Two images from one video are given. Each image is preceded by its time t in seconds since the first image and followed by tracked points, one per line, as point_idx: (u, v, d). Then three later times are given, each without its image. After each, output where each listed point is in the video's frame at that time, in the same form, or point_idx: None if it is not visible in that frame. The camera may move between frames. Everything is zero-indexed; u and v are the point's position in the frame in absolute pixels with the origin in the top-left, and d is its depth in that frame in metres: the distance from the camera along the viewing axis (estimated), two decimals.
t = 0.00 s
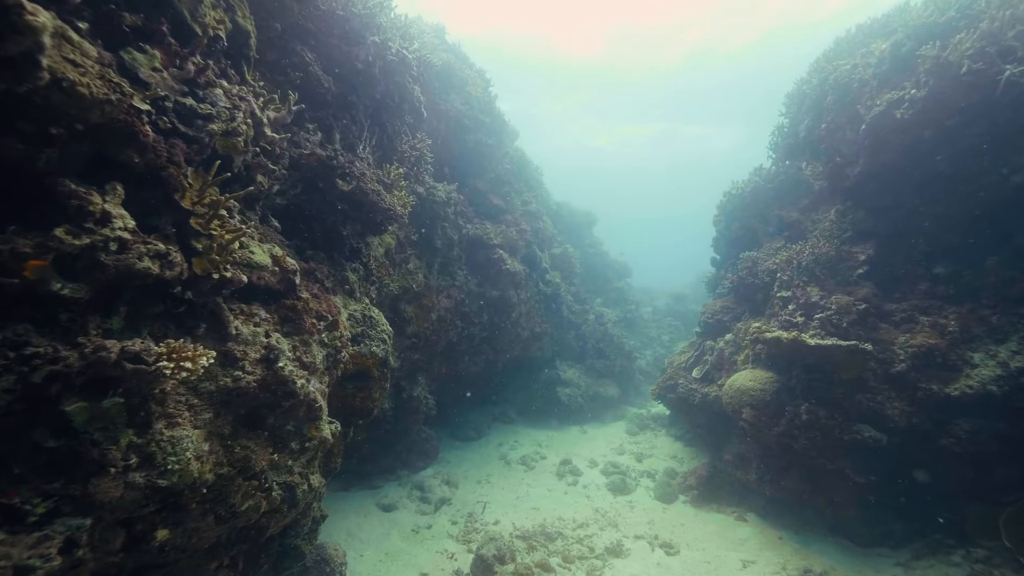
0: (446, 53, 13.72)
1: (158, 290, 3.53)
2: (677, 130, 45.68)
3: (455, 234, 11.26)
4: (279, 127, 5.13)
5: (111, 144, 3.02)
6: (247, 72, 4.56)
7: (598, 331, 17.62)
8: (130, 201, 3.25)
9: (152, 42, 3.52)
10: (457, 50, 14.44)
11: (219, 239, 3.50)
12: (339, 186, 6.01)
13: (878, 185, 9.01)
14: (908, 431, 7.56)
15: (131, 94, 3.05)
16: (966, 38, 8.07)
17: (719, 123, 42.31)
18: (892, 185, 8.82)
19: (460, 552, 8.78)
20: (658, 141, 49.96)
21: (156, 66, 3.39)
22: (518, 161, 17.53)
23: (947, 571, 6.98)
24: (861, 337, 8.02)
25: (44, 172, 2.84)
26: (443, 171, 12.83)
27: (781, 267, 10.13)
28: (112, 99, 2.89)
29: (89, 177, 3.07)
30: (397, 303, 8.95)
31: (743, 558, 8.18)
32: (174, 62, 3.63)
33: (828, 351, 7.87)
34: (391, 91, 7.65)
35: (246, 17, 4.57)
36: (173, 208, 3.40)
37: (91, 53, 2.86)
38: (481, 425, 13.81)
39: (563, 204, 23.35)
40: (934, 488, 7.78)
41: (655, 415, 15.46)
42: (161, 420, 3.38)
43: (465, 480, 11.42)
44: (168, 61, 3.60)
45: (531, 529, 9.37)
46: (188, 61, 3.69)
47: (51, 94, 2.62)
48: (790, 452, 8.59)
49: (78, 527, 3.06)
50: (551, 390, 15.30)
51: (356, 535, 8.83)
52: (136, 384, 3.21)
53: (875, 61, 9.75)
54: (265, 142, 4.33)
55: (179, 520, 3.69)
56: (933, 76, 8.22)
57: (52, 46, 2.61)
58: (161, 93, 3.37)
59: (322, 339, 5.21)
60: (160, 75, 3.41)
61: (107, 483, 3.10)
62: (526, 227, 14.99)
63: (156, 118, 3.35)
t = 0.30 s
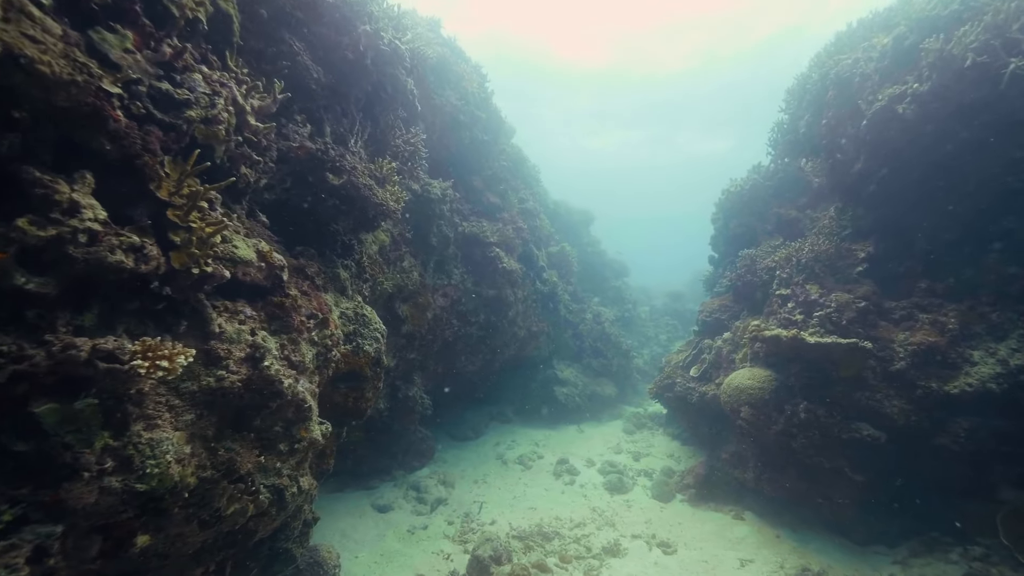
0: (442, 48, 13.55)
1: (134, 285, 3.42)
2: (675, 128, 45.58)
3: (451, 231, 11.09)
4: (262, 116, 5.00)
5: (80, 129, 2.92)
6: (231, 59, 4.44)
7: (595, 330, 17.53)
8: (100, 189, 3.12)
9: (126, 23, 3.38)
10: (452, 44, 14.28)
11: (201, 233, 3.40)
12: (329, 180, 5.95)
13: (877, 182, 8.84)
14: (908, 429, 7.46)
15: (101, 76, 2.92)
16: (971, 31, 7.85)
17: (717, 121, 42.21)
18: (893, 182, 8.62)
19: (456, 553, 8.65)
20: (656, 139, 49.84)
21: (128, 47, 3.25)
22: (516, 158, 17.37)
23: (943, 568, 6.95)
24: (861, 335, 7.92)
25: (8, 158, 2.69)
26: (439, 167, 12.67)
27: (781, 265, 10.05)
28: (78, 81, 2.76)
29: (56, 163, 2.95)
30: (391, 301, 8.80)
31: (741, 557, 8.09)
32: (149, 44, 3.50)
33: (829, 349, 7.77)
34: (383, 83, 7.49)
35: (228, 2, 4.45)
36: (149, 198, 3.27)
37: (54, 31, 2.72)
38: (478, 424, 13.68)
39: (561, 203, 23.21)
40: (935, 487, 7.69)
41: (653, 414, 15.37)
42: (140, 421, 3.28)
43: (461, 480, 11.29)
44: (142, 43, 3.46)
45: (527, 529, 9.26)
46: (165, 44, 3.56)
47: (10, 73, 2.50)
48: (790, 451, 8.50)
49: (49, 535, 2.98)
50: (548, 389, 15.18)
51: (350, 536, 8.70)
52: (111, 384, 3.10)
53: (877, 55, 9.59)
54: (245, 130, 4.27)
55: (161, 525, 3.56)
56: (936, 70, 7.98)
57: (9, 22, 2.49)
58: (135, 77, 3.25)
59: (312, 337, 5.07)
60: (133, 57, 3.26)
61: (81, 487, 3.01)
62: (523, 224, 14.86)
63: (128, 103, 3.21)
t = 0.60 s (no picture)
0: (433, 39, 13.33)
1: (104, 279, 3.25)
2: (669, 124, 45.52)
3: (443, 226, 10.88)
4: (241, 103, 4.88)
5: (39, 111, 2.78)
6: (208, 42, 4.26)
7: (590, 326, 17.47)
8: (62, 176, 2.98)
9: None
10: (444, 36, 14.07)
11: (174, 225, 3.26)
12: (316, 171, 5.81)
13: (873, 175, 8.72)
14: (904, 424, 7.41)
15: (61, 54, 2.78)
16: (970, 21, 7.76)
17: (712, 117, 42.21)
18: (890, 175, 8.54)
19: (450, 552, 8.52)
20: (651, 135, 49.76)
21: (92, 24, 3.06)
22: (509, 153, 17.18)
23: (938, 561, 6.91)
24: (857, 329, 7.86)
25: None
26: (430, 161, 12.50)
27: (777, 259, 9.98)
28: (34, 58, 2.63)
29: (14, 147, 2.81)
30: (383, 297, 8.62)
31: (736, 552, 8.03)
32: (115, 21, 3.33)
33: (825, 343, 7.71)
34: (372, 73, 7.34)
35: None
36: (119, 186, 3.13)
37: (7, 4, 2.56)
38: (472, 422, 13.55)
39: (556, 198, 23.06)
40: (930, 481, 7.66)
41: (647, 409, 15.33)
42: (114, 423, 3.12)
43: (455, 478, 11.17)
44: (107, 20, 3.29)
45: (522, 526, 9.17)
46: (132, 21, 3.39)
47: None
48: (785, 446, 8.45)
49: (13, 545, 2.80)
50: (543, 386, 15.08)
51: (342, 536, 8.56)
52: (80, 385, 2.95)
53: (875, 46, 9.47)
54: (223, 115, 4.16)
55: (137, 532, 3.40)
56: (934, 60, 7.89)
57: None
58: (100, 56, 3.08)
59: (298, 334, 4.93)
60: (98, 35, 3.08)
61: (48, 494, 2.85)
62: (517, 219, 14.71)
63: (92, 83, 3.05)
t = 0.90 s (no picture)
0: (422, 28, 13.05)
1: (69, 274, 3.11)
2: (661, 116, 45.40)
3: (433, 220, 10.62)
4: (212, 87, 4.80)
5: None
6: (178, 22, 4.11)
7: (583, 320, 17.40)
8: (18, 158, 2.88)
9: None
10: (433, 25, 13.81)
11: (146, 217, 3.17)
12: (300, 163, 5.70)
13: (867, 164, 8.61)
14: (899, 415, 7.39)
15: (13, 33, 2.65)
16: (968, 4, 7.48)
17: (704, 109, 42.12)
18: (883, 164, 8.42)
19: (444, 550, 8.40)
20: (643, 128, 49.62)
21: None
22: (500, 146, 16.96)
23: (932, 551, 6.91)
24: (853, 319, 7.82)
25: None
26: (421, 153, 12.29)
27: (772, 250, 9.93)
28: None
29: None
30: (373, 293, 8.45)
31: (732, 545, 7.99)
32: None
33: (820, 334, 7.66)
34: (355, 60, 7.20)
35: None
36: (81, 176, 3.01)
37: None
38: (466, 418, 13.43)
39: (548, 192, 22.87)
40: (924, 471, 7.65)
41: (641, 403, 15.29)
42: (83, 427, 2.96)
43: (449, 474, 11.05)
44: None
45: (517, 523, 9.08)
46: None
47: None
48: (780, 438, 8.42)
49: None
50: (537, 381, 14.98)
51: (335, 535, 8.42)
52: (45, 387, 2.79)
53: (871, 33, 9.23)
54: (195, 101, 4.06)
55: (112, 540, 3.24)
56: (931, 46, 7.64)
57: None
58: (59, 35, 2.95)
59: (282, 331, 4.78)
60: (56, 13, 2.94)
61: (13, 504, 2.69)
62: (509, 213, 14.53)
63: (52, 65, 2.93)
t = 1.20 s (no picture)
0: (410, 16, 12.76)
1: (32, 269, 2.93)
2: (655, 108, 45.22)
3: (425, 213, 10.41)
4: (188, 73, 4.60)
5: None
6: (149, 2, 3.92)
7: (578, 313, 17.31)
8: None
9: None
10: (422, 14, 13.52)
11: (116, 209, 3.00)
12: (284, 153, 5.54)
13: (866, 149, 8.59)
14: (897, 405, 7.35)
15: None
16: None
17: (698, 101, 42.00)
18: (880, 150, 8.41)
19: (439, 547, 8.30)
20: (636, 120, 49.41)
21: None
22: (492, 138, 16.71)
23: (932, 543, 6.90)
24: (852, 311, 7.74)
25: None
26: (412, 145, 12.08)
27: (768, 241, 9.83)
28: None
29: None
30: (364, 288, 8.27)
31: (730, 539, 7.94)
32: None
33: (818, 325, 7.57)
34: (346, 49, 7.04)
35: None
36: (41, 164, 2.86)
37: None
38: (461, 413, 13.32)
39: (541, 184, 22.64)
40: (923, 461, 7.62)
41: (637, 396, 15.24)
42: (52, 431, 2.79)
43: (444, 470, 10.94)
44: None
45: (513, 519, 8.99)
46: None
47: None
48: (778, 430, 8.37)
49: None
50: (532, 375, 14.88)
51: (328, 535, 8.29)
52: (8, 390, 2.63)
53: (868, 18, 8.99)
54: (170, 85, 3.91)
55: (87, 549, 3.08)
56: (930, 31, 7.41)
57: None
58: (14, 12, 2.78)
59: (268, 327, 4.61)
60: None
61: None
62: (502, 205, 14.35)
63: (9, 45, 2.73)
